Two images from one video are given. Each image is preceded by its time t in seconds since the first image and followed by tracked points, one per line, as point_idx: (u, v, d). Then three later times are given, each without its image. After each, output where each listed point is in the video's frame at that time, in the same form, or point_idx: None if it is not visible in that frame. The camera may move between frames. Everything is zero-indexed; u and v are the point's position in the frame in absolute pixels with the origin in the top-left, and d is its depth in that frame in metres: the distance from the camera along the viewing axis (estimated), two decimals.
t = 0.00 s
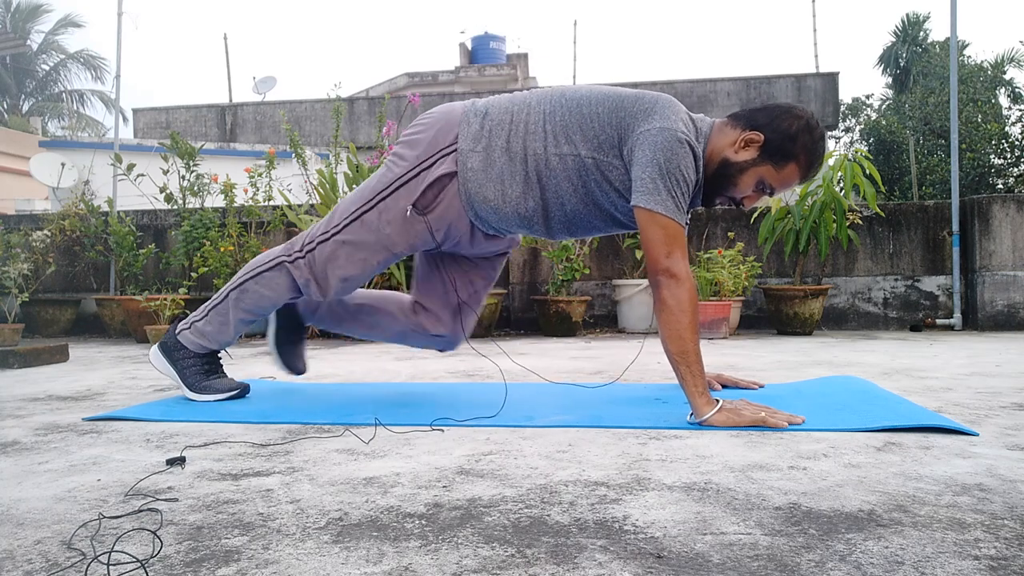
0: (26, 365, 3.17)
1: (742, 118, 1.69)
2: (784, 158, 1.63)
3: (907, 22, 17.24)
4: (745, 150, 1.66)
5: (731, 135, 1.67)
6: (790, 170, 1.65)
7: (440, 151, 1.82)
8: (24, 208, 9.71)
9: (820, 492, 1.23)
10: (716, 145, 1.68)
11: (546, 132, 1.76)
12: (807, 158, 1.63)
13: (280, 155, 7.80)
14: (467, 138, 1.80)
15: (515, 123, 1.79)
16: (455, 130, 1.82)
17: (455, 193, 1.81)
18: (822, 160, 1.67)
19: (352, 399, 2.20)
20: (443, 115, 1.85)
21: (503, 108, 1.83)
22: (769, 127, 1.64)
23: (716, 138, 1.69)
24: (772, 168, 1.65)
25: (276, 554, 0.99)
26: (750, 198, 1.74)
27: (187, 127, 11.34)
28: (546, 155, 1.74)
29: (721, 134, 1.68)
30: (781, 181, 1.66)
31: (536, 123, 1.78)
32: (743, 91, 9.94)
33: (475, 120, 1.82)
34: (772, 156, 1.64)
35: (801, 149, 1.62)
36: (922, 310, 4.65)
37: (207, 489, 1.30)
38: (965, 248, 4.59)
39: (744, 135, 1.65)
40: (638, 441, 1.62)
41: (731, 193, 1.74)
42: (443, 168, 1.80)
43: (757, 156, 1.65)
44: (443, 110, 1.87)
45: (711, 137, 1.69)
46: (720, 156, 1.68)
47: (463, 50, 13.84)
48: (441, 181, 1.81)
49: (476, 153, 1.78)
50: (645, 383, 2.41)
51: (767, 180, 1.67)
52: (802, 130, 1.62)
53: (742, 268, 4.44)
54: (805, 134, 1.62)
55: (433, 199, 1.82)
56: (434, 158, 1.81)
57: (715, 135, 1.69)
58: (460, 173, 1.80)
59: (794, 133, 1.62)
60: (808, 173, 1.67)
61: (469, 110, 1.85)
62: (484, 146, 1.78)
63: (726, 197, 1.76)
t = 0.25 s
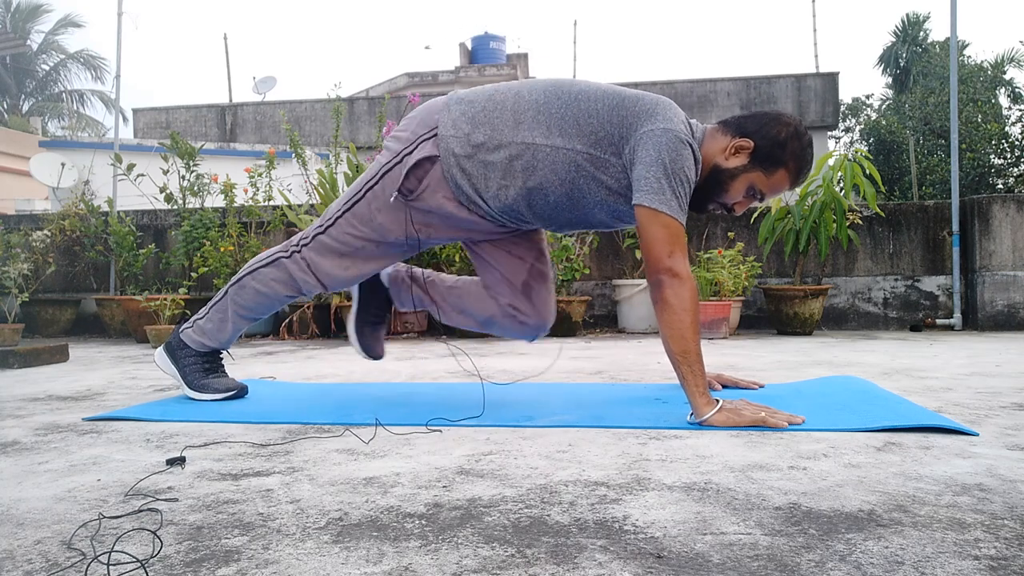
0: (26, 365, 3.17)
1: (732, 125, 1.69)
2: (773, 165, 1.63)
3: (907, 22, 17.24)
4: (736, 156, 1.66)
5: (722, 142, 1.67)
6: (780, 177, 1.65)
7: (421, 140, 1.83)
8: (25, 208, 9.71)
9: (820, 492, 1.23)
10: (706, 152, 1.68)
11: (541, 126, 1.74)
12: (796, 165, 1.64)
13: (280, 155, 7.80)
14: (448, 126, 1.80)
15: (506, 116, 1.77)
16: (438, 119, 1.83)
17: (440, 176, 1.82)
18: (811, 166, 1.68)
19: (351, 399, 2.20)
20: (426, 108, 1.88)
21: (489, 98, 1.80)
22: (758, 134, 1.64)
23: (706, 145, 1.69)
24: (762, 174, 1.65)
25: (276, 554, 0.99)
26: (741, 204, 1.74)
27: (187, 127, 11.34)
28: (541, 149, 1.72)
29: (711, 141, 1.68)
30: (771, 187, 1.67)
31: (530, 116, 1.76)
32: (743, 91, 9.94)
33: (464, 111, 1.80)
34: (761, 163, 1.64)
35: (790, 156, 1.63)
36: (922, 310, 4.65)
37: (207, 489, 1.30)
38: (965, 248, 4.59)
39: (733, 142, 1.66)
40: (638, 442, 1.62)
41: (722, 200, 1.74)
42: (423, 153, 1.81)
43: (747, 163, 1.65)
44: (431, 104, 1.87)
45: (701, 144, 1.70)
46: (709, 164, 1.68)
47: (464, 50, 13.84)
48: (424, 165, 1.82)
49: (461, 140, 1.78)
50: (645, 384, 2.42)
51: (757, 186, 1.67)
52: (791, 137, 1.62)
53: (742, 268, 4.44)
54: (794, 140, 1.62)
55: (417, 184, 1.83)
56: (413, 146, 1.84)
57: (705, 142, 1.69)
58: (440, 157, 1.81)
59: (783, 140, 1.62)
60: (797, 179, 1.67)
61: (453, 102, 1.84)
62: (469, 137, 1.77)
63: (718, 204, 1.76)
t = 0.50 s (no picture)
0: (26, 365, 3.17)
1: (748, 115, 1.69)
2: (790, 154, 1.63)
3: (907, 22, 17.24)
4: (751, 147, 1.66)
5: (738, 132, 1.68)
6: (797, 166, 1.64)
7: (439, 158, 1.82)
8: (25, 208, 9.71)
9: (820, 492, 1.23)
10: (723, 142, 1.69)
11: (552, 133, 1.75)
12: (814, 153, 1.63)
13: (280, 155, 7.80)
14: (466, 146, 1.80)
15: (516, 128, 1.78)
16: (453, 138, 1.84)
17: (456, 199, 1.82)
18: (829, 155, 1.67)
19: (352, 399, 2.20)
20: (440, 124, 1.88)
21: (501, 114, 1.82)
22: (774, 124, 1.64)
23: (722, 135, 1.69)
24: (779, 163, 1.65)
25: (276, 554, 0.99)
26: (757, 194, 1.73)
27: (187, 127, 11.34)
28: (553, 158, 1.73)
29: (727, 131, 1.69)
30: (789, 177, 1.66)
31: (540, 124, 1.77)
32: (743, 91, 9.93)
33: (475, 127, 1.83)
34: (778, 153, 1.64)
35: (808, 145, 1.62)
36: (922, 310, 4.65)
37: (207, 489, 1.30)
38: (965, 248, 4.59)
39: (750, 132, 1.66)
40: (638, 442, 1.62)
41: (738, 190, 1.74)
42: (441, 174, 1.81)
43: (763, 152, 1.65)
44: (440, 120, 1.89)
45: (717, 135, 1.70)
46: (726, 153, 1.68)
47: (464, 50, 13.85)
48: (441, 186, 1.81)
49: (476, 159, 1.78)
50: (645, 384, 2.41)
51: (773, 176, 1.67)
52: (808, 126, 1.62)
53: (742, 268, 4.44)
54: (811, 129, 1.62)
55: (432, 204, 1.83)
56: (431, 165, 1.83)
57: (721, 132, 1.69)
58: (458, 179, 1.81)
59: (800, 128, 1.62)
60: (815, 169, 1.67)
61: (467, 118, 1.86)
62: (481, 155, 1.79)
63: (734, 194, 1.76)
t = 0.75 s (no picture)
0: (26, 365, 3.17)
1: (747, 113, 1.69)
2: (789, 152, 1.63)
3: (907, 22, 17.24)
4: (750, 144, 1.66)
5: (736, 130, 1.68)
6: (796, 164, 1.64)
7: (451, 173, 1.81)
8: (25, 208, 9.72)
9: (820, 492, 1.23)
10: (721, 140, 1.68)
11: (551, 137, 1.75)
12: (813, 151, 1.63)
13: (280, 155, 7.80)
14: (475, 154, 1.79)
15: (518, 132, 1.78)
16: (461, 146, 1.81)
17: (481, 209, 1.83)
18: (828, 153, 1.67)
19: (352, 399, 2.20)
20: (443, 130, 1.84)
21: (506, 118, 1.81)
22: (773, 121, 1.64)
23: (721, 133, 1.69)
24: (777, 161, 1.65)
25: (276, 554, 0.99)
26: (756, 191, 1.73)
27: (187, 127, 11.34)
28: (553, 162, 1.74)
29: (726, 129, 1.69)
30: (787, 175, 1.66)
31: (540, 128, 1.77)
32: (743, 91, 9.94)
33: (479, 131, 1.81)
34: (777, 150, 1.64)
35: (806, 143, 1.62)
36: (922, 310, 4.65)
37: (207, 489, 1.30)
38: (965, 248, 4.59)
39: (748, 130, 1.66)
40: (638, 442, 1.62)
41: (737, 187, 1.73)
42: (461, 189, 1.80)
43: (762, 150, 1.65)
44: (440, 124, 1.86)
45: (716, 132, 1.70)
46: (725, 151, 1.68)
47: (464, 50, 13.85)
48: (463, 201, 1.81)
49: (488, 167, 1.78)
50: (645, 384, 2.41)
51: (772, 174, 1.67)
52: (807, 124, 1.62)
53: (742, 268, 4.44)
54: (810, 127, 1.62)
55: (461, 219, 1.84)
56: (446, 180, 1.81)
57: (720, 130, 1.69)
58: (475, 191, 1.80)
59: (798, 126, 1.62)
60: (813, 167, 1.66)
61: (468, 121, 1.84)
62: (492, 162, 1.78)
63: (732, 191, 1.75)
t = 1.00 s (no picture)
0: (26, 365, 3.17)
1: (725, 119, 1.69)
2: (767, 157, 1.63)
3: (907, 22, 17.24)
4: (729, 150, 1.66)
5: (715, 136, 1.68)
6: (775, 168, 1.64)
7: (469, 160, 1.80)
8: (25, 208, 9.71)
9: (820, 492, 1.23)
10: (701, 146, 1.68)
11: (534, 138, 1.76)
12: (792, 155, 1.63)
13: (280, 155, 7.79)
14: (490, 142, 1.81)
15: (506, 131, 1.80)
16: (456, 142, 1.82)
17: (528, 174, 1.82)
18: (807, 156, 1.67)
19: (352, 399, 2.20)
20: (437, 132, 1.85)
21: (496, 116, 1.83)
22: (750, 126, 1.64)
23: (699, 140, 1.69)
24: (757, 166, 1.64)
25: (276, 554, 0.99)
26: (737, 197, 1.73)
27: (187, 127, 11.34)
28: (536, 161, 1.76)
29: (705, 136, 1.69)
30: (767, 178, 1.66)
31: (524, 129, 1.78)
32: (743, 91, 9.94)
33: (473, 129, 1.83)
34: (755, 155, 1.63)
35: (785, 147, 1.62)
36: (922, 310, 4.65)
37: (207, 489, 1.30)
38: (965, 248, 4.60)
39: (727, 135, 1.66)
40: (638, 441, 1.62)
41: (718, 193, 1.73)
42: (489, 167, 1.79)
43: (741, 155, 1.65)
44: (435, 124, 1.87)
45: (696, 139, 1.70)
46: (704, 158, 1.68)
47: (464, 50, 13.85)
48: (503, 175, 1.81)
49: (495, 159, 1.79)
50: (645, 384, 2.41)
51: (752, 178, 1.67)
52: (784, 128, 1.61)
53: (742, 268, 4.44)
54: (788, 130, 1.61)
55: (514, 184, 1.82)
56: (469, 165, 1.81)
57: (699, 137, 1.69)
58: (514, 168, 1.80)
59: (777, 131, 1.61)
60: (794, 171, 1.66)
61: (461, 118, 1.85)
62: (495, 155, 1.80)
63: (714, 196, 1.76)
